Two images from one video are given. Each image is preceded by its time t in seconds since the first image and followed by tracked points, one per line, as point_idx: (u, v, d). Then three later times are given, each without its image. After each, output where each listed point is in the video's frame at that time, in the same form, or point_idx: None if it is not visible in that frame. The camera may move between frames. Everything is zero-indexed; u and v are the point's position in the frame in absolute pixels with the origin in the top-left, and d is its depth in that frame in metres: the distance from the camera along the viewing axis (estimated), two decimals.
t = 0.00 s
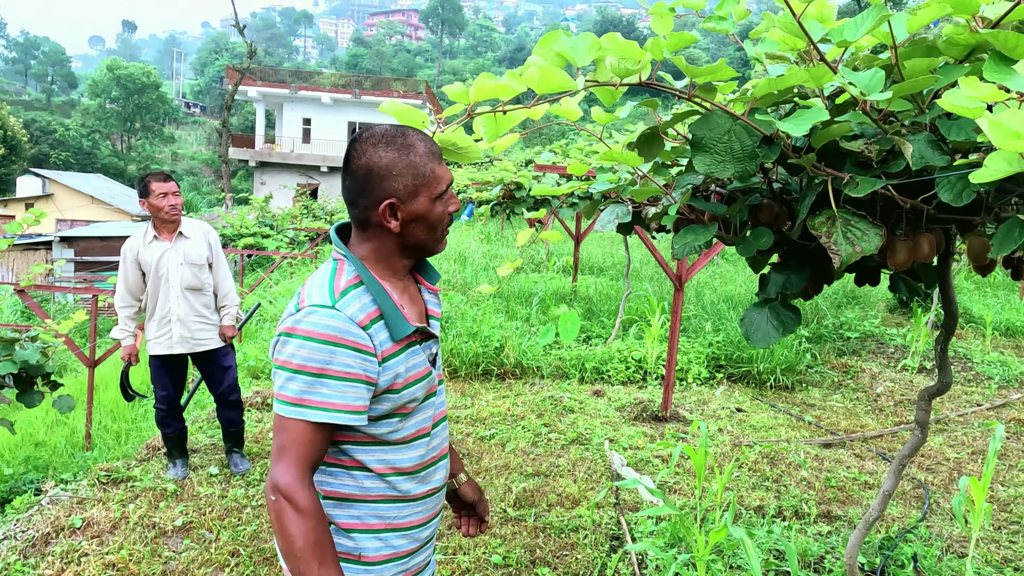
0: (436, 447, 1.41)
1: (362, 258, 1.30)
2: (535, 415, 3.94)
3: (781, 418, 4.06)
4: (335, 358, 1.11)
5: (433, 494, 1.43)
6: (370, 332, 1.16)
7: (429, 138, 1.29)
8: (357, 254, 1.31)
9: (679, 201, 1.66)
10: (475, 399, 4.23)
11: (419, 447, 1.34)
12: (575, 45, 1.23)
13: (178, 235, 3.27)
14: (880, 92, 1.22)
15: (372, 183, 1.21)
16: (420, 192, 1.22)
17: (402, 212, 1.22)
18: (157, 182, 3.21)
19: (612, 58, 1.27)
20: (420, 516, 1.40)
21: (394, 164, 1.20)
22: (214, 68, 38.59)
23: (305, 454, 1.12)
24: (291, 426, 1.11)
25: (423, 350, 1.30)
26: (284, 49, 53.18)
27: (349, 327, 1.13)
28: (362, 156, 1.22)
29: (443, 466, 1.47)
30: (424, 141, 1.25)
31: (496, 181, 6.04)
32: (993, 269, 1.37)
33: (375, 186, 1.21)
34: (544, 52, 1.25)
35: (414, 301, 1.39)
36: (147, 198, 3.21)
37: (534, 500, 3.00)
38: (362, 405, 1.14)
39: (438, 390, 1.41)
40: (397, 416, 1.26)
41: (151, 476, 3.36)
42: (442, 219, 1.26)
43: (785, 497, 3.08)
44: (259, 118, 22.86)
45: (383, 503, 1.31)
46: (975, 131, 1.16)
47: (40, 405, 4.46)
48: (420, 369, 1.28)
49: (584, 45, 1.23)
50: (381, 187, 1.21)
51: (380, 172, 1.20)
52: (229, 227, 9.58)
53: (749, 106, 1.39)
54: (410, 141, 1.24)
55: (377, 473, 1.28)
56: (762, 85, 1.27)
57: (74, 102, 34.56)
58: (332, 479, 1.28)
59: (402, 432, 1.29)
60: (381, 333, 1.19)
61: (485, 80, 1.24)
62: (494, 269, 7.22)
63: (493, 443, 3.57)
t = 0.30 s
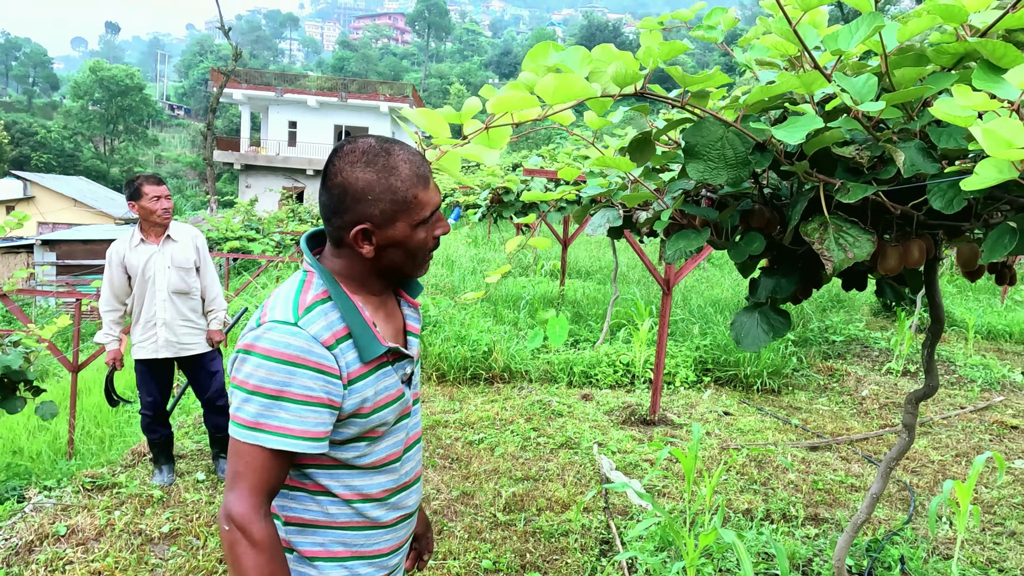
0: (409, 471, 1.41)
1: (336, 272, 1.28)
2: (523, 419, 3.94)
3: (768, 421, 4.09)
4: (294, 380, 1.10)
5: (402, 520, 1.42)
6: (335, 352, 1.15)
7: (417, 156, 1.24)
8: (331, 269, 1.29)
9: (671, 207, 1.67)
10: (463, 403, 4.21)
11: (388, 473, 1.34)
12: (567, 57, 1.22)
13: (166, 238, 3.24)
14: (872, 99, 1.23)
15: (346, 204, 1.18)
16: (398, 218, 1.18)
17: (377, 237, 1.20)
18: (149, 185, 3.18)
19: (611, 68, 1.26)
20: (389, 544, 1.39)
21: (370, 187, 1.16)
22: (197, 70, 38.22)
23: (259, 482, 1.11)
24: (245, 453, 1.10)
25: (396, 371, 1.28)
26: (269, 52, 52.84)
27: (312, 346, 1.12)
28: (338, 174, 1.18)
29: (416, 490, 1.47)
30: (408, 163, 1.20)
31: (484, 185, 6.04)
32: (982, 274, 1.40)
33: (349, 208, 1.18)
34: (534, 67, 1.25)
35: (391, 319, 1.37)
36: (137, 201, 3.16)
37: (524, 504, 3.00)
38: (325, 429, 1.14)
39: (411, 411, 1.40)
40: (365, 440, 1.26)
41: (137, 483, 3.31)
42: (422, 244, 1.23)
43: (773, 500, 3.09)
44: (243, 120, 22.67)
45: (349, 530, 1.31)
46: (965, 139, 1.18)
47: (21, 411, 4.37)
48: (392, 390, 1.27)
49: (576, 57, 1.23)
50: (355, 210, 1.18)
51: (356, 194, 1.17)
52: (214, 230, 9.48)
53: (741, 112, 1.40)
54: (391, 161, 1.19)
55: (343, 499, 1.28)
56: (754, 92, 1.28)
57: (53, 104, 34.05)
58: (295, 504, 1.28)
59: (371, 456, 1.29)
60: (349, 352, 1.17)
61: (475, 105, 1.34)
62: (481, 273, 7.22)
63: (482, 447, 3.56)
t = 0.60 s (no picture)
0: (389, 488, 1.39)
1: (313, 285, 1.27)
2: (511, 424, 3.93)
3: (754, 425, 4.12)
4: (261, 400, 1.09)
5: (380, 538, 1.41)
6: (307, 370, 1.14)
7: (396, 166, 1.22)
8: (308, 281, 1.27)
9: (660, 214, 1.67)
10: (451, 408, 4.20)
11: (367, 491, 1.32)
12: (558, 67, 1.21)
13: (158, 242, 3.21)
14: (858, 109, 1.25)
15: (324, 220, 1.17)
16: (379, 232, 1.17)
17: (357, 252, 1.19)
18: (143, 189, 3.13)
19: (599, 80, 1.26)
20: (365, 561, 1.38)
21: (349, 203, 1.15)
22: (180, 73, 37.86)
23: (223, 504, 1.09)
24: (209, 475, 1.08)
25: (374, 387, 1.27)
26: (253, 55, 52.49)
27: (281, 364, 1.11)
28: (315, 189, 1.16)
29: (396, 507, 1.45)
30: (387, 175, 1.18)
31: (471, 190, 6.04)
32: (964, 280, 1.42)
33: (327, 224, 1.16)
34: (528, 73, 1.24)
35: (371, 330, 1.36)
36: (130, 205, 3.11)
37: (513, 509, 2.99)
38: (294, 450, 1.12)
39: (392, 428, 1.39)
40: (341, 458, 1.25)
41: (122, 489, 3.26)
42: (404, 257, 1.22)
43: (759, 504, 3.11)
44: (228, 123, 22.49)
45: (324, 549, 1.29)
46: (948, 148, 1.20)
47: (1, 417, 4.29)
48: (371, 407, 1.26)
49: (567, 67, 1.22)
50: (333, 225, 1.16)
51: (334, 210, 1.15)
52: (198, 235, 9.39)
53: (729, 120, 1.41)
54: (371, 174, 1.17)
55: (318, 518, 1.27)
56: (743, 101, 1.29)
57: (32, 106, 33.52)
58: (269, 522, 1.27)
59: (348, 474, 1.28)
60: (322, 369, 1.16)
61: (467, 107, 1.30)
62: (468, 277, 7.21)
63: (471, 452, 3.55)
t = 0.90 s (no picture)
0: (384, 482, 1.38)
1: (320, 275, 1.25)
2: (502, 425, 3.92)
3: (744, 427, 4.13)
4: (259, 394, 1.08)
5: (373, 533, 1.40)
6: (304, 363, 1.13)
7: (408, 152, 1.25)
8: (312, 272, 1.25)
9: (656, 210, 1.68)
10: (442, 410, 4.19)
11: (363, 486, 1.31)
12: (555, 63, 1.20)
13: (159, 243, 3.17)
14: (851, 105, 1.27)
15: (347, 202, 1.16)
16: (399, 214, 1.18)
17: (377, 235, 1.19)
18: (150, 190, 3.10)
19: (597, 75, 1.27)
20: (359, 556, 1.37)
21: (374, 183, 1.16)
22: (167, 76, 37.58)
23: (221, 499, 1.08)
24: (207, 470, 1.07)
25: (372, 381, 1.26)
26: (241, 59, 52.23)
27: (278, 358, 1.10)
28: (337, 170, 1.16)
29: (390, 502, 1.44)
30: (405, 158, 1.22)
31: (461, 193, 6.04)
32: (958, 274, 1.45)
33: (351, 206, 1.16)
34: (525, 69, 1.25)
35: (368, 324, 1.35)
36: (135, 205, 3.08)
37: (505, 509, 2.98)
38: (292, 444, 1.12)
39: (388, 423, 1.37)
40: (338, 453, 1.24)
41: (111, 490, 3.23)
42: (418, 241, 1.24)
43: (750, 504, 3.13)
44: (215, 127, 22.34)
45: (317, 544, 1.28)
46: (940, 142, 1.21)
47: None
48: (368, 401, 1.25)
49: (565, 63, 1.20)
50: (357, 207, 1.16)
51: (359, 190, 1.15)
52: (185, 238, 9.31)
53: (726, 116, 1.42)
54: (390, 156, 1.19)
55: (313, 514, 1.25)
56: (739, 97, 1.30)
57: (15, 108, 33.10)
58: (262, 516, 1.25)
59: (344, 469, 1.27)
60: (319, 363, 1.15)
61: (466, 104, 1.29)
62: (458, 280, 7.20)
63: (462, 453, 3.54)
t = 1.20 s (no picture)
0: (374, 462, 1.35)
1: (296, 240, 1.23)
2: (487, 426, 3.90)
3: (727, 428, 4.14)
4: (240, 362, 1.07)
5: (365, 514, 1.36)
6: (286, 333, 1.12)
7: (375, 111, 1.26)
8: (291, 242, 1.23)
9: (642, 199, 1.67)
10: (426, 411, 4.16)
11: (353, 464, 1.28)
12: (547, 40, 1.23)
13: (169, 242, 3.22)
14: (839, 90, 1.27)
15: (319, 156, 1.16)
16: (372, 167, 1.19)
17: (352, 190, 1.18)
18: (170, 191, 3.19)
19: (586, 54, 1.28)
20: (350, 539, 1.33)
21: (345, 134, 1.16)
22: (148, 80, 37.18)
23: (203, 473, 1.06)
24: (188, 443, 1.06)
25: (358, 353, 1.24)
26: (223, 64, 51.84)
27: (260, 326, 1.09)
28: (306, 125, 1.16)
29: (381, 483, 1.41)
30: (372, 112, 1.22)
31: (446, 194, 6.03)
32: (940, 260, 1.47)
33: (323, 158, 1.15)
34: (517, 45, 1.25)
35: (351, 296, 1.33)
36: (153, 203, 3.14)
37: (490, 509, 2.95)
38: (277, 416, 1.10)
39: (378, 400, 1.34)
40: (326, 428, 1.21)
41: (88, 491, 3.19)
42: (393, 197, 1.23)
43: (734, 502, 3.13)
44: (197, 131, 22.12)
45: (305, 525, 1.25)
46: (926, 127, 1.21)
47: None
48: (355, 373, 1.22)
49: (556, 41, 1.23)
50: (329, 158, 1.15)
51: (330, 142, 1.15)
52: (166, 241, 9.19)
53: (714, 102, 1.42)
54: (359, 110, 1.20)
55: (301, 493, 1.22)
56: (728, 81, 1.30)
57: None
58: (249, 498, 1.22)
59: (333, 446, 1.24)
60: (301, 333, 1.14)
61: (455, 75, 1.33)
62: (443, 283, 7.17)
63: (446, 453, 3.51)
